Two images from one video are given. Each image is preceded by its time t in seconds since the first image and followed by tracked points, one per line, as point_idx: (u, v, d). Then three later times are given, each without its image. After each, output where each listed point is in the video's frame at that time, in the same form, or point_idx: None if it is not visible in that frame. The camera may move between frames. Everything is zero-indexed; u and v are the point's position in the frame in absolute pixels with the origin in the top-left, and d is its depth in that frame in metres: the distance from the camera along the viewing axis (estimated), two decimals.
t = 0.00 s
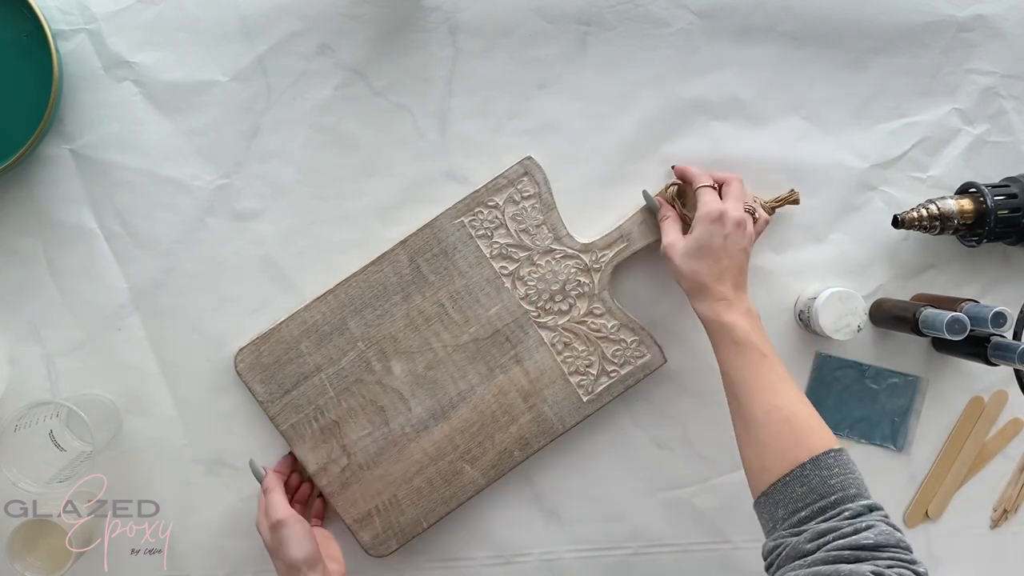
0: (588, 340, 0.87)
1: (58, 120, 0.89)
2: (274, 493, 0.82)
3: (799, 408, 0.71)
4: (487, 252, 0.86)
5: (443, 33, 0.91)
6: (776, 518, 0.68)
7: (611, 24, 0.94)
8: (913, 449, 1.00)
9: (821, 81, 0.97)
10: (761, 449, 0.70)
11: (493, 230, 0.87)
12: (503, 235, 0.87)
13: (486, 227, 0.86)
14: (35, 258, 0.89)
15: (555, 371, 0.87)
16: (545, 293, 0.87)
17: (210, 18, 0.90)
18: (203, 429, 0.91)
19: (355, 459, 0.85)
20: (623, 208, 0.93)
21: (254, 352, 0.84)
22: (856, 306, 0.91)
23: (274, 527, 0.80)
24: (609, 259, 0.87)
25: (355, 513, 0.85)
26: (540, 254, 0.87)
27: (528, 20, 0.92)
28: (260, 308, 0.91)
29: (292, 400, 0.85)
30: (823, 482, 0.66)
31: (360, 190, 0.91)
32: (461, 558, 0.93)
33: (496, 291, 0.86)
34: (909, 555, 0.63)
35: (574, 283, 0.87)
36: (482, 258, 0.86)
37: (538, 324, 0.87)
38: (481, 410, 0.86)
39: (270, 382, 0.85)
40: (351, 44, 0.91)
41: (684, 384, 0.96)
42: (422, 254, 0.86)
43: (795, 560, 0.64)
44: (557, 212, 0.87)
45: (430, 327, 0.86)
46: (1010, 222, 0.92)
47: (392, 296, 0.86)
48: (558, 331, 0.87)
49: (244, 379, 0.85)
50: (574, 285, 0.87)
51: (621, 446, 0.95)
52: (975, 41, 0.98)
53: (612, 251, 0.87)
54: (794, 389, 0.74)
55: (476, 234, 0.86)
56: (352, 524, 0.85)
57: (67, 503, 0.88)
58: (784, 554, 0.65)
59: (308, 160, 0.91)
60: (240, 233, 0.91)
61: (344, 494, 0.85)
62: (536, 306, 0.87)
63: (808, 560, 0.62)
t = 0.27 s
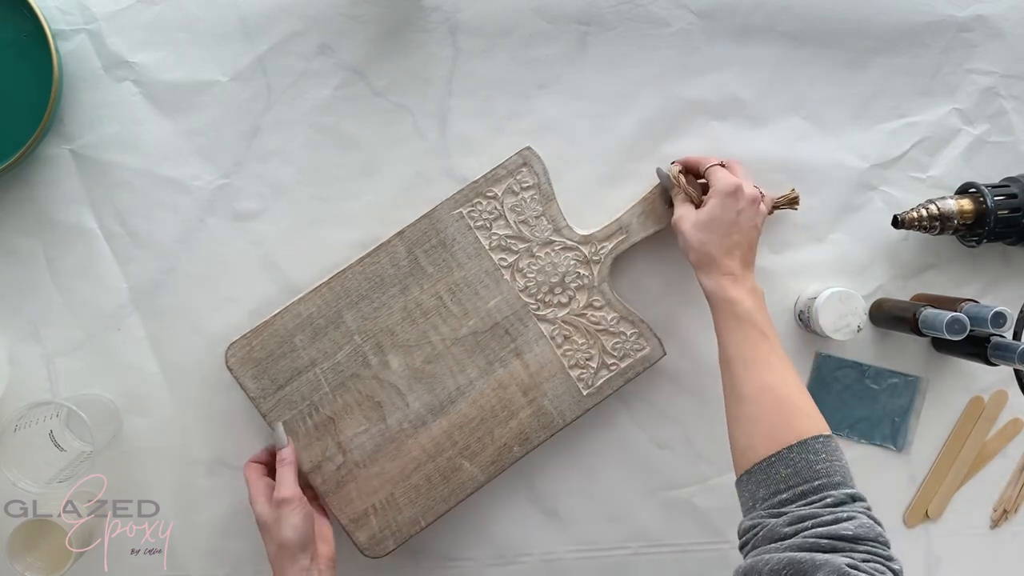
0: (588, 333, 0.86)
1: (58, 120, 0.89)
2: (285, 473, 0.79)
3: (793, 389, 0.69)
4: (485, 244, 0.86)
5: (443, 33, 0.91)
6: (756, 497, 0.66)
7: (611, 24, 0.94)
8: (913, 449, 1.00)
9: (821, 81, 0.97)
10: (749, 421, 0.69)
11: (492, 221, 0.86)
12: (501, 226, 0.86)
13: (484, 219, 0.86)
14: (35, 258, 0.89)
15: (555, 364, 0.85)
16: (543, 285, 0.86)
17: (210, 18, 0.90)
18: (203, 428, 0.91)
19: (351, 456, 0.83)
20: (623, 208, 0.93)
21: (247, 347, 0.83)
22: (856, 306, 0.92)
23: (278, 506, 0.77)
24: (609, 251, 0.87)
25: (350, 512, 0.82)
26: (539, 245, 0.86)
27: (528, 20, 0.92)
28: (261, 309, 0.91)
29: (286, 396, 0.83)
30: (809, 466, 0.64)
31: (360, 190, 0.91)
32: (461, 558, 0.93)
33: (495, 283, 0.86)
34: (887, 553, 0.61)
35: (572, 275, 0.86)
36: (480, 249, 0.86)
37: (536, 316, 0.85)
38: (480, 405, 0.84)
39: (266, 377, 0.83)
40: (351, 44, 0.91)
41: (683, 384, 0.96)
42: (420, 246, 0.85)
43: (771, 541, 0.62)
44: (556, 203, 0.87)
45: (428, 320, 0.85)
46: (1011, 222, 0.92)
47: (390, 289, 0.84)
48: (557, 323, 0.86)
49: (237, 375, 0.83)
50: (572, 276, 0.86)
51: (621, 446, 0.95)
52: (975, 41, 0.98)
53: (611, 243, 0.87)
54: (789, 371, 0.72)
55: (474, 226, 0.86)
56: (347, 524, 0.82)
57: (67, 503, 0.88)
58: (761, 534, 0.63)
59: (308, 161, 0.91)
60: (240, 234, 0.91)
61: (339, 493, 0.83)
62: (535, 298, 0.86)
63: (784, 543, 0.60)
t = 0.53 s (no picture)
0: (599, 334, 0.82)
1: (58, 120, 0.89)
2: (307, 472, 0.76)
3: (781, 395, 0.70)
4: (489, 249, 0.82)
5: (443, 33, 0.91)
6: (738, 502, 0.65)
7: (611, 24, 0.94)
8: (913, 449, 1.00)
9: (821, 81, 0.97)
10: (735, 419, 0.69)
11: (493, 227, 0.83)
12: (504, 231, 0.83)
13: (486, 224, 0.83)
14: (35, 258, 0.89)
15: (569, 369, 0.81)
16: (550, 287, 0.82)
17: (210, 18, 0.90)
18: (203, 429, 0.91)
19: (361, 472, 0.78)
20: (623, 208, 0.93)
21: (250, 362, 0.78)
22: (856, 306, 0.92)
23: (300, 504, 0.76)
24: (613, 250, 0.84)
25: (362, 532, 0.77)
26: (543, 248, 0.83)
27: (528, 19, 0.92)
28: (260, 309, 0.91)
29: (292, 412, 0.78)
30: (792, 473, 0.63)
31: (360, 190, 0.91)
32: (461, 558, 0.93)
33: (501, 287, 0.82)
34: (867, 565, 0.59)
35: (579, 276, 0.83)
36: (484, 255, 0.82)
37: (545, 319, 0.82)
38: (492, 413, 0.79)
39: (268, 394, 0.78)
40: (351, 44, 0.91)
41: (684, 384, 0.96)
42: (422, 253, 0.82)
43: (751, 548, 0.61)
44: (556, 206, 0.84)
45: (435, 328, 0.81)
46: (1011, 222, 0.92)
47: (394, 297, 0.81)
48: (567, 325, 0.82)
49: (239, 392, 0.78)
50: (579, 277, 0.83)
51: (621, 446, 0.95)
52: (975, 41, 0.98)
53: (616, 242, 0.85)
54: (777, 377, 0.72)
55: (476, 232, 0.83)
56: (359, 545, 0.76)
57: (67, 503, 0.88)
58: (742, 540, 0.62)
59: (308, 161, 0.91)
60: (240, 234, 0.91)
61: (350, 511, 0.77)
62: (543, 301, 0.82)
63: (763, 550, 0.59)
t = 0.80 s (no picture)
0: (605, 333, 0.82)
1: (58, 120, 0.89)
2: (314, 472, 0.74)
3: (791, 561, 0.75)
4: (498, 246, 0.82)
5: (443, 33, 0.91)
6: None
7: (611, 24, 0.94)
8: (913, 449, 1.00)
9: (821, 81, 0.97)
10: None
11: (503, 223, 0.82)
12: (514, 228, 0.82)
13: (496, 221, 0.82)
14: (35, 258, 0.89)
15: (576, 368, 0.81)
16: (558, 285, 0.82)
17: (210, 18, 0.90)
18: (203, 428, 0.91)
19: (370, 473, 0.77)
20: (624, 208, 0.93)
21: (256, 362, 0.76)
22: (856, 306, 0.92)
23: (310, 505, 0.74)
24: (620, 249, 0.85)
25: (371, 532, 0.76)
26: (552, 246, 0.83)
27: (528, 19, 0.92)
28: (260, 309, 0.91)
29: (300, 411, 0.77)
30: None
31: (360, 190, 0.91)
32: (461, 558, 0.93)
33: (511, 285, 0.81)
34: None
35: (586, 275, 0.83)
36: (494, 252, 0.81)
37: (553, 318, 0.81)
38: (501, 413, 0.79)
39: (276, 393, 0.77)
40: (351, 44, 0.91)
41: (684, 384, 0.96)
42: (432, 251, 0.80)
43: None
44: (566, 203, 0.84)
45: (445, 327, 0.80)
46: (1010, 222, 0.92)
47: (403, 296, 0.79)
48: (574, 324, 0.82)
49: (245, 393, 0.76)
50: (586, 276, 0.83)
51: (621, 446, 0.95)
52: (975, 41, 0.98)
53: (621, 242, 0.85)
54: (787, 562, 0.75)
55: (485, 228, 0.81)
56: (367, 545, 0.76)
57: (67, 503, 0.88)
58: None
59: (308, 161, 0.91)
60: (240, 234, 0.91)
61: (360, 511, 0.77)
62: (550, 300, 0.82)
63: None
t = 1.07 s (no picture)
0: (618, 325, 0.72)
1: (58, 120, 0.89)
2: (307, 497, 0.70)
3: None
4: (489, 240, 0.73)
5: (443, 33, 0.91)
6: None
7: (611, 24, 0.93)
8: (913, 449, 1.00)
9: (821, 81, 0.97)
10: None
11: (493, 214, 0.73)
12: (506, 218, 0.73)
13: (486, 213, 0.73)
14: (35, 258, 0.89)
15: (587, 367, 0.72)
16: (562, 278, 0.72)
17: (210, 18, 0.90)
18: (203, 428, 0.91)
19: (371, 492, 0.72)
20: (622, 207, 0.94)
21: (242, 388, 0.72)
22: (856, 306, 0.92)
23: (304, 530, 0.71)
24: (632, 227, 0.73)
25: (378, 554, 0.71)
26: (550, 234, 0.73)
27: (528, 20, 0.92)
28: (260, 309, 0.91)
29: (292, 434, 0.72)
30: None
31: (360, 190, 0.91)
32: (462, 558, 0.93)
33: (508, 282, 0.72)
34: None
35: (593, 262, 0.73)
36: (484, 247, 0.73)
37: (557, 315, 0.72)
38: (507, 420, 0.72)
39: (267, 417, 0.73)
40: (351, 44, 0.91)
41: (683, 384, 0.96)
42: (416, 251, 0.73)
43: None
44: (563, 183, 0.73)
45: (438, 332, 0.72)
46: (1011, 222, 0.92)
47: (389, 304, 0.73)
48: (582, 318, 0.72)
49: (235, 420, 0.73)
50: (592, 263, 0.72)
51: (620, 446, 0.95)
52: (975, 41, 0.98)
53: (632, 221, 0.73)
54: None
55: (474, 224, 0.72)
56: (376, 566, 0.72)
57: (67, 503, 0.88)
58: None
59: (308, 160, 0.91)
60: (240, 234, 0.91)
61: (364, 532, 0.72)
62: (553, 294, 0.72)
63: None
